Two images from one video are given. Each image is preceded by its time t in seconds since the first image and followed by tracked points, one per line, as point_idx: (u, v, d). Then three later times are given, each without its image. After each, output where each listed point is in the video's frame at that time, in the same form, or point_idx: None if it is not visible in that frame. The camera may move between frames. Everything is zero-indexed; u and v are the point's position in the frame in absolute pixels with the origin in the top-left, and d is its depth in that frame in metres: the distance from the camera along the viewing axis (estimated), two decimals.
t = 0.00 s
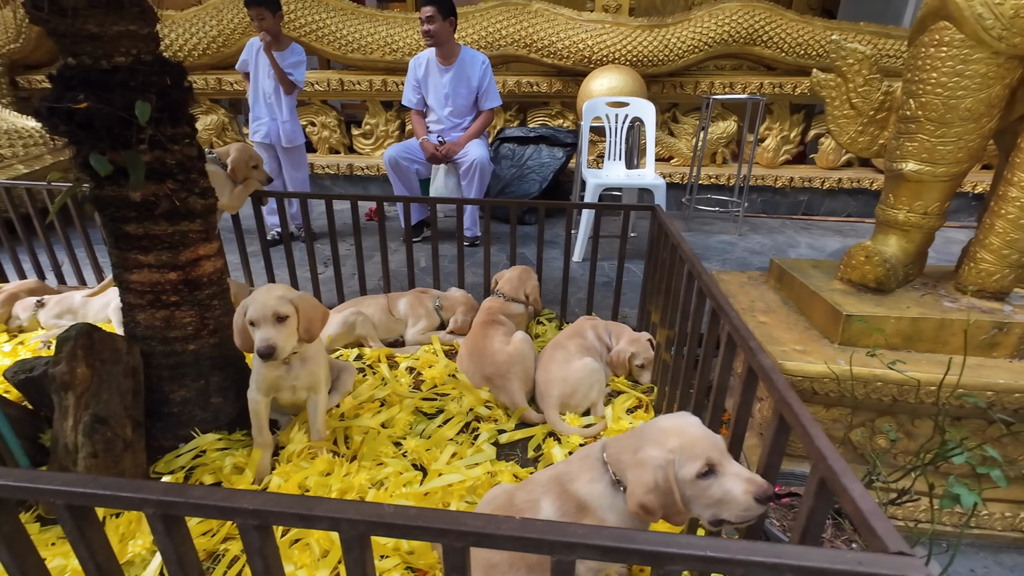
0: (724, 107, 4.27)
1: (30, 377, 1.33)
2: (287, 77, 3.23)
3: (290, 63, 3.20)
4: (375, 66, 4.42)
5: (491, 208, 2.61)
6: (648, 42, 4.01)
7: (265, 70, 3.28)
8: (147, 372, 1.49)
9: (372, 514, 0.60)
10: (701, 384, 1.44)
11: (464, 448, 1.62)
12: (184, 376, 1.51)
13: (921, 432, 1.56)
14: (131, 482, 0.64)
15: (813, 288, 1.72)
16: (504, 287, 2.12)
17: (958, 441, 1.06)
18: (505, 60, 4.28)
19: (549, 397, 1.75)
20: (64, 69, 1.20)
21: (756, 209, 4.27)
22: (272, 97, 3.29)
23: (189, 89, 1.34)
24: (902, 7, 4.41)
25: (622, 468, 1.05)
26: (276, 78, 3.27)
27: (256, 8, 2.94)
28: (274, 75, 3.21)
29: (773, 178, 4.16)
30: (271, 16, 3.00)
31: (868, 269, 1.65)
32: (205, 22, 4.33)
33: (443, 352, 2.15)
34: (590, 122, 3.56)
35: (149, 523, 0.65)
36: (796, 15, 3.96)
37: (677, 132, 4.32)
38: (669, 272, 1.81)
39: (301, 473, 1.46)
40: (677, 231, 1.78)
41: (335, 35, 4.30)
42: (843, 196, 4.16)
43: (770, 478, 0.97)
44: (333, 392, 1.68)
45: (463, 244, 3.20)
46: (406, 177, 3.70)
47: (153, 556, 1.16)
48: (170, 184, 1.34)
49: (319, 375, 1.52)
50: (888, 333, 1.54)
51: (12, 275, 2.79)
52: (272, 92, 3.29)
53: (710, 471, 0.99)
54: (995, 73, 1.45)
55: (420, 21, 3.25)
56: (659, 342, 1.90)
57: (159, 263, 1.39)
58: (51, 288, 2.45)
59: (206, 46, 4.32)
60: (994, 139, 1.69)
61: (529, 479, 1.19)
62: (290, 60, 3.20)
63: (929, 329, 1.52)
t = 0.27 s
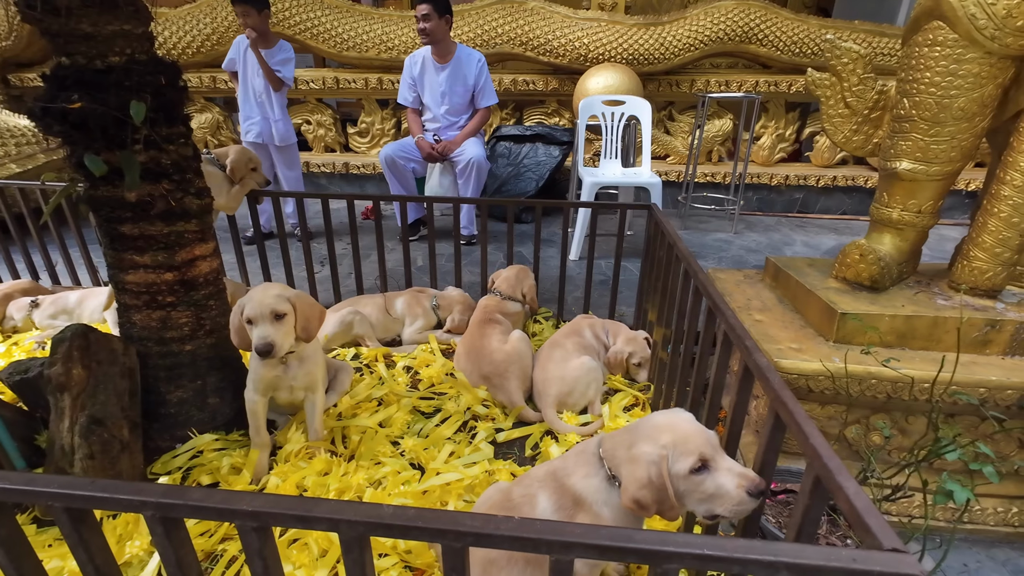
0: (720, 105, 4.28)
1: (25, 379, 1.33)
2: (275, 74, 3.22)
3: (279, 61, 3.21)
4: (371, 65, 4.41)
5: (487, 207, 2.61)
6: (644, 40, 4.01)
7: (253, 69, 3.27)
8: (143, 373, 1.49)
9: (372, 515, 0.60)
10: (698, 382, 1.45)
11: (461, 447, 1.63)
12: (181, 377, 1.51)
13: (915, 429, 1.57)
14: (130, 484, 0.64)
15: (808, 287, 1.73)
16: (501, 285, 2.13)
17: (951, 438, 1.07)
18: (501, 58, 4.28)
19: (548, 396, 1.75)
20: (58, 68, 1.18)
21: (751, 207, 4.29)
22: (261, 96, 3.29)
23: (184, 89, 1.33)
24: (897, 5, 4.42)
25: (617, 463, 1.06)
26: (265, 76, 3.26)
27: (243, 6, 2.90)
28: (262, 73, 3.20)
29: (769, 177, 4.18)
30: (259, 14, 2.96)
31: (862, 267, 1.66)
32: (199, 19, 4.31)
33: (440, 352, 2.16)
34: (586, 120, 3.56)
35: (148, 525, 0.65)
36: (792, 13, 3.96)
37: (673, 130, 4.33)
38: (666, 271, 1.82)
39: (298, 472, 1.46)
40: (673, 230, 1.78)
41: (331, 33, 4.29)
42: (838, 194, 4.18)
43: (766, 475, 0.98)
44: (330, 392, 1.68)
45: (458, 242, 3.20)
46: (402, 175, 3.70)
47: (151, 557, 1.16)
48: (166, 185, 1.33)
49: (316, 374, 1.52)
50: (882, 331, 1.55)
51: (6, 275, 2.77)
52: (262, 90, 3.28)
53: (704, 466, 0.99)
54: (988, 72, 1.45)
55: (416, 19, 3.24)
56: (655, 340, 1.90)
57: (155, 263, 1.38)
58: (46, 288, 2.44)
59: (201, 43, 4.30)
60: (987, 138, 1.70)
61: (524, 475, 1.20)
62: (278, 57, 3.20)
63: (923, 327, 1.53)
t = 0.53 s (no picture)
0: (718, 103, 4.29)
1: (22, 377, 1.32)
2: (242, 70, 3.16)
3: (246, 58, 3.11)
4: (367, 63, 4.40)
5: (485, 205, 2.61)
6: (642, 38, 4.02)
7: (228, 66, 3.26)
8: (141, 371, 1.48)
9: (374, 509, 0.60)
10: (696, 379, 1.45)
11: (461, 444, 1.63)
12: (179, 375, 1.51)
13: (912, 425, 1.58)
14: (131, 480, 0.64)
15: (806, 283, 1.74)
16: (499, 283, 2.12)
17: (948, 433, 1.07)
18: (498, 56, 4.28)
19: (546, 392, 1.74)
20: (54, 65, 1.17)
21: (748, 205, 4.30)
22: (233, 93, 3.27)
23: (182, 86, 1.32)
24: (893, 3, 4.43)
25: (616, 455, 1.06)
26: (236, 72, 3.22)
27: None
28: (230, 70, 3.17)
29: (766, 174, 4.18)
30: (229, 10, 2.91)
31: (860, 264, 1.67)
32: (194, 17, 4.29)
33: (438, 349, 2.16)
34: (584, 118, 3.56)
35: (150, 520, 0.65)
36: (789, 12, 3.97)
37: (670, 128, 4.33)
38: (664, 269, 1.83)
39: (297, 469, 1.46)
40: (671, 227, 1.78)
41: (328, 30, 4.28)
42: (835, 192, 4.19)
43: (765, 470, 0.98)
44: (329, 390, 1.68)
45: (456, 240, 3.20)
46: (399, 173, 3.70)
47: (151, 555, 1.16)
48: (163, 182, 1.32)
49: (314, 371, 1.52)
50: (879, 327, 1.56)
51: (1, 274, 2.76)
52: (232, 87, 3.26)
53: (702, 459, 1.00)
54: (984, 69, 1.46)
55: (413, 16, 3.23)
56: (654, 338, 1.91)
57: (152, 261, 1.38)
58: (42, 287, 2.42)
59: (196, 41, 4.29)
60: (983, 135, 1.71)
61: (524, 468, 1.20)
62: (246, 53, 3.12)
63: (920, 323, 1.54)
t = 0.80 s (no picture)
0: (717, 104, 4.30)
1: (26, 381, 1.32)
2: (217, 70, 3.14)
3: (222, 57, 3.10)
4: (367, 63, 4.40)
5: (486, 206, 2.61)
6: (641, 39, 4.03)
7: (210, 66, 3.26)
8: (145, 373, 1.49)
9: (385, 511, 0.61)
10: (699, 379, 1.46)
11: (464, 445, 1.63)
12: (183, 377, 1.51)
13: (913, 424, 1.59)
14: (143, 483, 0.64)
15: (807, 284, 1.74)
16: (500, 284, 2.13)
17: (950, 432, 1.08)
18: (498, 57, 4.29)
19: (549, 393, 1.76)
20: (58, 69, 1.17)
21: (747, 205, 4.31)
22: (212, 93, 3.28)
23: (186, 89, 1.32)
24: (891, 4, 4.44)
25: (619, 454, 1.07)
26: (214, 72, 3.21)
27: None
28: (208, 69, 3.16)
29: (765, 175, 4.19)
30: (210, 11, 2.91)
31: (860, 264, 1.67)
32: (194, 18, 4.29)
33: (441, 350, 2.16)
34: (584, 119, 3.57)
35: (163, 523, 0.66)
36: (788, 12, 3.98)
37: (670, 128, 4.34)
38: (666, 270, 1.83)
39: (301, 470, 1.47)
40: (672, 227, 1.79)
41: (326, 31, 4.29)
42: (834, 192, 4.20)
43: (770, 470, 0.97)
44: (332, 392, 1.68)
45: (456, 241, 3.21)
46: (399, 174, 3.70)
47: (158, 556, 1.16)
48: (167, 185, 1.32)
49: (317, 372, 1.52)
50: (880, 327, 1.57)
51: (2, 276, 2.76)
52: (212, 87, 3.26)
53: (704, 457, 1.00)
54: (984, 70, 1.47)
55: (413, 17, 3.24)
56: (656, 338, 1.91)
57: (156, 264, 1.38)
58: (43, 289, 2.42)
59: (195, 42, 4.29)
60: (983, 136, 1.72)
61: (526, 468, 1.20)
62: (223, 53, 3.10)
63: (921, 324, 1.55)
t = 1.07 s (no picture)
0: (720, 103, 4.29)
1: (34, 381, 1.32)
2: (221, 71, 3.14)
3: (224, 57, 3.09)
4: (370, 63, 4.40)
5: (490, 205, 2.61)
6: (644, 38, 4.02)
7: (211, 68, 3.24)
8: (152, 372, 1.48)
9: (404, 510, 0.60)
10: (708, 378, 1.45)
11: (472, 445, 1.63)
12: (190, 376, 1.51)
13: (923, 424, 1.58)
14: (160, 482, 0.64)
15: (815, 283, 1.73)
16: (505, 283, 2.12)
17: (964, 431, 1.07)
18: (500, 57, 4.28)
19: (556, 392, 1.75)
20: (66, 68, 1.16)
21: (750, 204, 4.30)
22: (216, 95, 3.28)
23: (193, 88, 1.31)
24: (895, 3, 4.43)
25: (631, 451, 1.06)
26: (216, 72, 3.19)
27: None
28: (211, 70, 3.16)
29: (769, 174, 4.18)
30: (210, 11, 2.89)
31: (869, 263, 1.67)
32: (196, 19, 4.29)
33: (446, 350, 2.16)
34: (587, 118, 3.57)
35: (180, 522, 0.65)
36: (791, 11, 3.97)
37: (673, 128, 4.33)
38: (673, 269, 1.83)
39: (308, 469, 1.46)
40: (680, 226, 1.79)
41: (329, 31, 4.28)
42: (838, 191, 4.19)
43: (785, 469, 0.97)
44: (339, 391, 1.68)
45: (459, 241, 3.21)
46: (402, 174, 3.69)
47: (167, 556, 1.16)
48: (174, 184, 1.31)
49: (325, 372, 1.51)
50: (890, 326, 1.56)
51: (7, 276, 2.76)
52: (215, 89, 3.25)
53: (717, 455, 1.00)
54: (994, 68, 1.46)
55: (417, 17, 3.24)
56: (663, 337, 1.91)
57: (164, 263, 1.37)
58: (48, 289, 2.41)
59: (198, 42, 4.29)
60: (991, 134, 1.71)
61: (536, 466, 1.19)
62: (226, 54, 3.08)
63: (929, 323, 1.54)
